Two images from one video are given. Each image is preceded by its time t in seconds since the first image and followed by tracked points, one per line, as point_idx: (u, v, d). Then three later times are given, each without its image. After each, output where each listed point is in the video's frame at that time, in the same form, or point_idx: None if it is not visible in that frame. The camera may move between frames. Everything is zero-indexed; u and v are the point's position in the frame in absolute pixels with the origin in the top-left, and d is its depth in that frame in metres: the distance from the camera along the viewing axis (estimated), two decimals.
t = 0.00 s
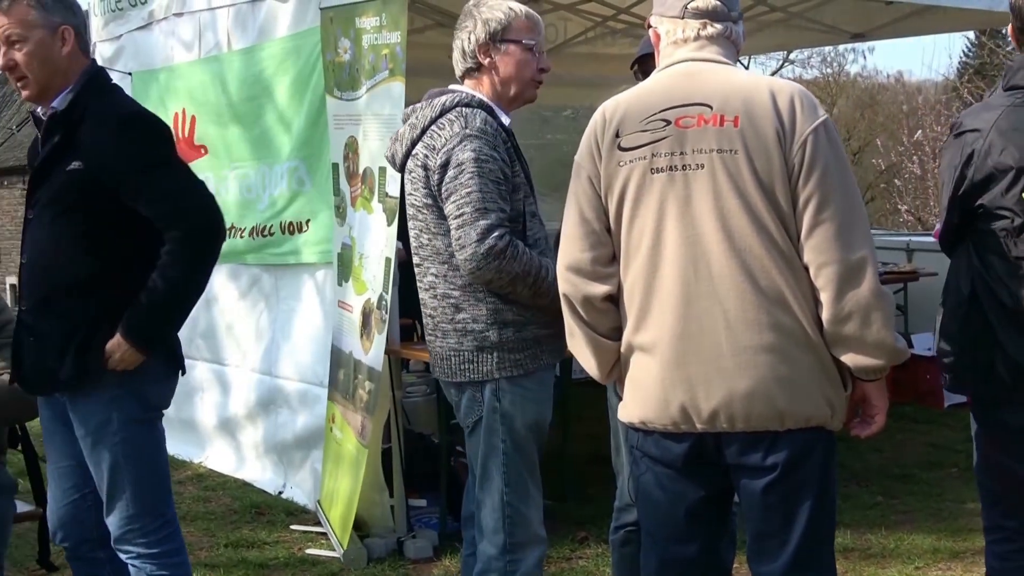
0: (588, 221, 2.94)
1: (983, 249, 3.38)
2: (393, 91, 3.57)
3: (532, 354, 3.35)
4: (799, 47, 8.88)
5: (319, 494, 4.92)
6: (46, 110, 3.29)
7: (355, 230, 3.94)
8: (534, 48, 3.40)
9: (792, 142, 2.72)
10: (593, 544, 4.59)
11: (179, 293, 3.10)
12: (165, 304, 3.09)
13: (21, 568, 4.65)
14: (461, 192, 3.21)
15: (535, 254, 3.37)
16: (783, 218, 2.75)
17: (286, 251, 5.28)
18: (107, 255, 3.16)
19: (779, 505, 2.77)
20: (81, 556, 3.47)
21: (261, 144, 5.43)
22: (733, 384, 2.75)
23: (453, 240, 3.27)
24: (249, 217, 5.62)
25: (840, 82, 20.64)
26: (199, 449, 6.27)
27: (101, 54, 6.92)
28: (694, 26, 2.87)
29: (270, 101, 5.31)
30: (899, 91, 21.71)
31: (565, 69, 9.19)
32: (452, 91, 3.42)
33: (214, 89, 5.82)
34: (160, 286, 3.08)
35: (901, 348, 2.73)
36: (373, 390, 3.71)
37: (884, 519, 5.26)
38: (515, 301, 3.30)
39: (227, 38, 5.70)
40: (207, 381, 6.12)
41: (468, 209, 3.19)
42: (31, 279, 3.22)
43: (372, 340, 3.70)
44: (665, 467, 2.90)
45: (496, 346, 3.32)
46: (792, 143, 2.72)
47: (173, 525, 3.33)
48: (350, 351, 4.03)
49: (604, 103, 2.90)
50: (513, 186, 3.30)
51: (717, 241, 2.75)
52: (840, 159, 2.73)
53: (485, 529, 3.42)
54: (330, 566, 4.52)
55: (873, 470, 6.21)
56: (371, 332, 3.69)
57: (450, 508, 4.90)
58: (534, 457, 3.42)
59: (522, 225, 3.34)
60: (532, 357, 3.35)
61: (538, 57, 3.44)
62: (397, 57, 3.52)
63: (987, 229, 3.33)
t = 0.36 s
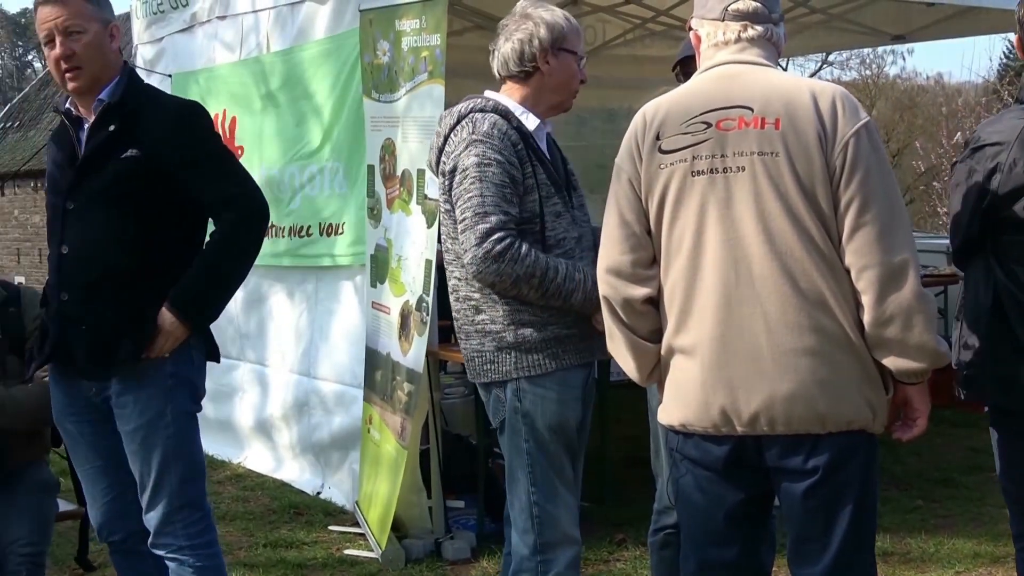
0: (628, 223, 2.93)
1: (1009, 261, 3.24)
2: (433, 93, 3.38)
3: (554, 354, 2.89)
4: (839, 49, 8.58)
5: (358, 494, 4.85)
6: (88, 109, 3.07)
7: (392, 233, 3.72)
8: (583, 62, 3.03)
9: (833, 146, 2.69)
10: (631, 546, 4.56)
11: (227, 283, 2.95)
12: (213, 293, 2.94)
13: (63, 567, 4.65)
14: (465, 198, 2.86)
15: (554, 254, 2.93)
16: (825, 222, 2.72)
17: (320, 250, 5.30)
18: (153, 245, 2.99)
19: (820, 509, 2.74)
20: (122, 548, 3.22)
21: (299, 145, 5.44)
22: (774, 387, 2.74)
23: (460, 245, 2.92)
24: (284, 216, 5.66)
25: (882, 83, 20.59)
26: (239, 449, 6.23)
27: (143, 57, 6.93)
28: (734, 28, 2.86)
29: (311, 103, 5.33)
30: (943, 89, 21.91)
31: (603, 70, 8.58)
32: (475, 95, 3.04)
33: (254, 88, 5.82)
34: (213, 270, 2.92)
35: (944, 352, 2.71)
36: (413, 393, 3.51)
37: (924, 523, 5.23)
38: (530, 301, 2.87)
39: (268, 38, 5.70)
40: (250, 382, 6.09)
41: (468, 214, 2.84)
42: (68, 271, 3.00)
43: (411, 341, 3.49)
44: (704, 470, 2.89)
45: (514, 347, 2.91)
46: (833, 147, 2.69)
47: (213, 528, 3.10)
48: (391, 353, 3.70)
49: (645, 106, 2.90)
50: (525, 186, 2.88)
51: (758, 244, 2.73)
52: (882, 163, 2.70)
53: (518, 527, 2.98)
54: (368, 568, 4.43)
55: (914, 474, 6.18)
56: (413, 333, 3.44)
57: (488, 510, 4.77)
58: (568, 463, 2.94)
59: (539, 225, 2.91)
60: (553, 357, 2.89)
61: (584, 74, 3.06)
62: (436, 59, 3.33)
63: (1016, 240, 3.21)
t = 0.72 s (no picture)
0: (668, 223, 2.90)
1: None
2: (472, 96, 3.20)
3: (597, 353, 2.94)
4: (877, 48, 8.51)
5: (397, 493, 4.68)
6: (117, 115, 2.86)
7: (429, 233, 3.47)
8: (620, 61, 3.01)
9: (874, 145, 2.64)
10: (671, 546, 4.54)
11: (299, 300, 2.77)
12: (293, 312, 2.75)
13: (106, 566, 4.36)
14: (511, 198, 2.88)
15: (598, 255, 2.95)
16: (865, 221, 2.67)
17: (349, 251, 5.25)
18: (201, 253, 2.80)
19: (861, 509, 2.70)
20: (164, 544, 2.97)
21: (332, 148, 5.34)
22: (815, 386, 2.69)
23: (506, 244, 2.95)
24: (311, 219, 5.57)
25: (920, 83, 20.25)
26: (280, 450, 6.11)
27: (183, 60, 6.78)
28: (773, 28, 2.85)
29: (344, 106, 5.21)
30: (983, 88, 21.75)
31: (639, 70, 8.03)
32: (518, 96, 3.06)
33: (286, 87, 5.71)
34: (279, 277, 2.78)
35: (986, 352, 2.66)
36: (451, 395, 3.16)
37: (966, 524, 5.20)
38: (575, 301, 2.91)
39: (303, 39, 5.58)
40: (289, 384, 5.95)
41: (515, 214, 2.86)
42: (115, 277, 2.78)
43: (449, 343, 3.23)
44: (745, 470, 2.86)
45: (558, 345, 2.95)
46: (874, 146, 2.64)
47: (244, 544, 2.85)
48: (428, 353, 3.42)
49: (685, 104, 2.88)
50: (569, 186, 2.90)
51: (798, 243, 2.69)
52: (924, 162, 2.65)
53: (558, 527, 3.04)
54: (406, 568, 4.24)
55: (955, 474, 6.15)
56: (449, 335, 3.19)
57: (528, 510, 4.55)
58: (609, 462, 2.99)
59: (584, 225, 2.93)
60: (597, 356, 2.94)
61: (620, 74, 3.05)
62: (475, 61, 3.17)
63: None
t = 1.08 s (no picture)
0: (711, 224, 2.86)
1: None
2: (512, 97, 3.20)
3: (647, 354, 2.96)
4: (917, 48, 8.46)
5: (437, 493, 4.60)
6: (160, 118, 2.85)
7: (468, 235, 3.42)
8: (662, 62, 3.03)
9: (919, 145, 2.57)
10: (711, 548, 4.52)
11: (320, 294, 2.77)
12: (313, 310, 2.76)
13: (150, 565, 4.30)
14: (566, 199, 2.90)
15: (647, 257, 2.98)
16: (910, 222, 2.60)
17: (380, 252, 5.26)
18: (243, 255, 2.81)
19: (906, 512, 2.62)
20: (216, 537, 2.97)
21: (373, 150, 5.26)
22: (859, 388, 2.62)
23: (559, 246, 2.97)
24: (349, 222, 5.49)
25: (962, 83, 19.61)
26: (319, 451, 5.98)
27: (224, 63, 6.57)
28: (817, 28, 2.82)
29: (388, 107, 5.10)
30: None
31: (682, 71, 7.63)
32: (565, 98, 3.08)
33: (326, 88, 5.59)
34: (311, 277, 2.77)
35: None
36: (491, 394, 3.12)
37: (1010, 527, 5.16)
38: (627, 302, 2.93)
39: (346, 41, 5.42)
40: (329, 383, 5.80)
41: (571, 216, 2.88)
42: (161, 279, 2.80)
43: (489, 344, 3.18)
44: (789, 471, 2.80)
45: (609, 347, 2.96)
46: (919, 146, 2.57)
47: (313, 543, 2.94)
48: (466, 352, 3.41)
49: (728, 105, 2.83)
50: (621, 188, 2.93)
51: (843, 244, 2.62)
52: (970, 163, 2.57)
53: (604, 527, 3.06)
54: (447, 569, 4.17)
55: (997, 477, 6.11)
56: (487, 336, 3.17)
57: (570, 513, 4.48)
58: (654, 462, 3.01)
59: (634, 227, 2.96)
60: (648, 359, 2.95)
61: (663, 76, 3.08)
62: (515, 63, 3.17)
63: None
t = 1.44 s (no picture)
0: (757, 224, 2.79)
1: None
2: (555, 98, 3.19)
3: (695, 354, 2.97)
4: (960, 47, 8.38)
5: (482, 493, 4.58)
6: (229, 116, 2.93)
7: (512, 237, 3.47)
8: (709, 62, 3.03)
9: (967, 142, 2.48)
10: (756, 548, 4.50)
11: (343, 283, 2.79)
12: (329, 288, 2.77)
13: (195, 566, 4.31)
14: (615, 199, 2.90)
15: (695, 257, 2.98)
16: (958, 220, 2.50)
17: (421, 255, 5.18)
18: (297, 252, 2.89)
19: (955, 512, 2.51)
20: (270, 538, 3.05)
21: (418, 152, 5.18)
22: (908, 388, 2.52)
23: (608, 246, 2.97)
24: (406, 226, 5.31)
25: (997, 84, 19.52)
26: (365, 452, 5.89)
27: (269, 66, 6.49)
28: (863, 26, 2.72)
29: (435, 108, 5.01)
30: None
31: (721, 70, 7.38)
32: (613, 97, 3.07)
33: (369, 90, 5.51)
34: (339, 270, 2.77)
35: None
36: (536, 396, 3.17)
37: None
38: (676, 303, 2.93)
39: (388, 43, 5.31)
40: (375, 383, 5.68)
41: (620, 215, 2.88)
42: (217, 274, 2.88)
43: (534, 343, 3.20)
44: (838, 471, 2.70)
45: (657, 347, 2.97)
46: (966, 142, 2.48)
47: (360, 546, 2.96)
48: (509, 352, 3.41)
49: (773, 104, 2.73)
50: (670, 188, 2.94)
51: (889, 243, 2.52)
52: (1020, 159, 2.47)
53: (650, 528, 3.08)
54: (492, 569, 4.17)
55: None
56: (532, 336, 3.19)
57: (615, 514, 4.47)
58: (701, 461, 3.03)
59: (682, 227, 2.96)
60: (695, 358, 2.96)
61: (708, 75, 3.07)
62: (558, 64, 3.16)
63: None
